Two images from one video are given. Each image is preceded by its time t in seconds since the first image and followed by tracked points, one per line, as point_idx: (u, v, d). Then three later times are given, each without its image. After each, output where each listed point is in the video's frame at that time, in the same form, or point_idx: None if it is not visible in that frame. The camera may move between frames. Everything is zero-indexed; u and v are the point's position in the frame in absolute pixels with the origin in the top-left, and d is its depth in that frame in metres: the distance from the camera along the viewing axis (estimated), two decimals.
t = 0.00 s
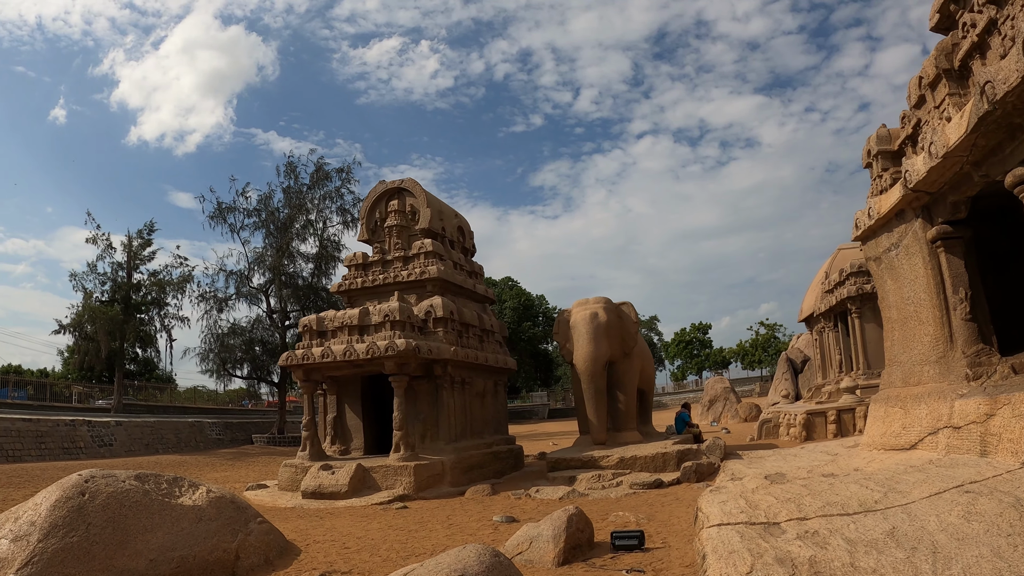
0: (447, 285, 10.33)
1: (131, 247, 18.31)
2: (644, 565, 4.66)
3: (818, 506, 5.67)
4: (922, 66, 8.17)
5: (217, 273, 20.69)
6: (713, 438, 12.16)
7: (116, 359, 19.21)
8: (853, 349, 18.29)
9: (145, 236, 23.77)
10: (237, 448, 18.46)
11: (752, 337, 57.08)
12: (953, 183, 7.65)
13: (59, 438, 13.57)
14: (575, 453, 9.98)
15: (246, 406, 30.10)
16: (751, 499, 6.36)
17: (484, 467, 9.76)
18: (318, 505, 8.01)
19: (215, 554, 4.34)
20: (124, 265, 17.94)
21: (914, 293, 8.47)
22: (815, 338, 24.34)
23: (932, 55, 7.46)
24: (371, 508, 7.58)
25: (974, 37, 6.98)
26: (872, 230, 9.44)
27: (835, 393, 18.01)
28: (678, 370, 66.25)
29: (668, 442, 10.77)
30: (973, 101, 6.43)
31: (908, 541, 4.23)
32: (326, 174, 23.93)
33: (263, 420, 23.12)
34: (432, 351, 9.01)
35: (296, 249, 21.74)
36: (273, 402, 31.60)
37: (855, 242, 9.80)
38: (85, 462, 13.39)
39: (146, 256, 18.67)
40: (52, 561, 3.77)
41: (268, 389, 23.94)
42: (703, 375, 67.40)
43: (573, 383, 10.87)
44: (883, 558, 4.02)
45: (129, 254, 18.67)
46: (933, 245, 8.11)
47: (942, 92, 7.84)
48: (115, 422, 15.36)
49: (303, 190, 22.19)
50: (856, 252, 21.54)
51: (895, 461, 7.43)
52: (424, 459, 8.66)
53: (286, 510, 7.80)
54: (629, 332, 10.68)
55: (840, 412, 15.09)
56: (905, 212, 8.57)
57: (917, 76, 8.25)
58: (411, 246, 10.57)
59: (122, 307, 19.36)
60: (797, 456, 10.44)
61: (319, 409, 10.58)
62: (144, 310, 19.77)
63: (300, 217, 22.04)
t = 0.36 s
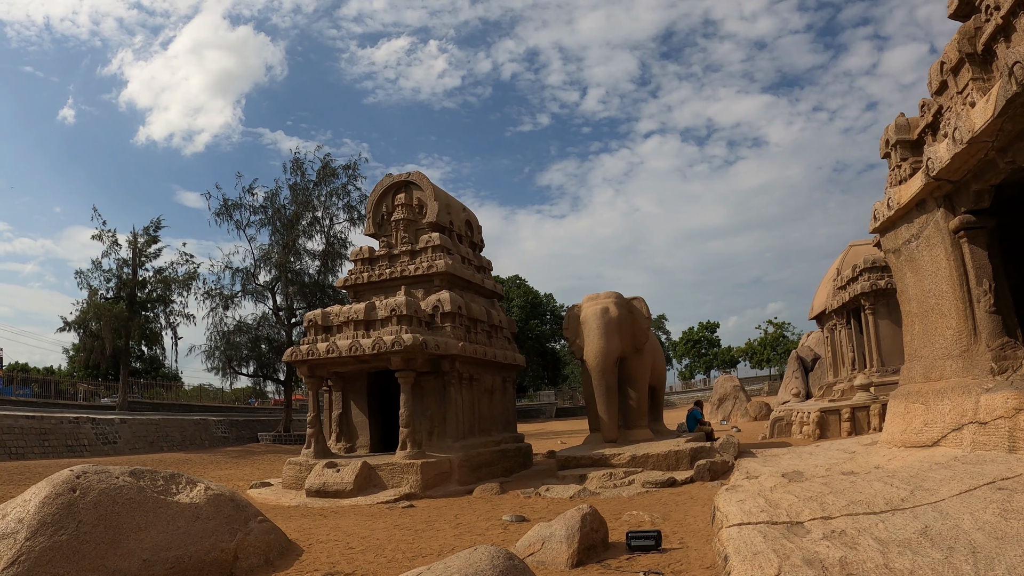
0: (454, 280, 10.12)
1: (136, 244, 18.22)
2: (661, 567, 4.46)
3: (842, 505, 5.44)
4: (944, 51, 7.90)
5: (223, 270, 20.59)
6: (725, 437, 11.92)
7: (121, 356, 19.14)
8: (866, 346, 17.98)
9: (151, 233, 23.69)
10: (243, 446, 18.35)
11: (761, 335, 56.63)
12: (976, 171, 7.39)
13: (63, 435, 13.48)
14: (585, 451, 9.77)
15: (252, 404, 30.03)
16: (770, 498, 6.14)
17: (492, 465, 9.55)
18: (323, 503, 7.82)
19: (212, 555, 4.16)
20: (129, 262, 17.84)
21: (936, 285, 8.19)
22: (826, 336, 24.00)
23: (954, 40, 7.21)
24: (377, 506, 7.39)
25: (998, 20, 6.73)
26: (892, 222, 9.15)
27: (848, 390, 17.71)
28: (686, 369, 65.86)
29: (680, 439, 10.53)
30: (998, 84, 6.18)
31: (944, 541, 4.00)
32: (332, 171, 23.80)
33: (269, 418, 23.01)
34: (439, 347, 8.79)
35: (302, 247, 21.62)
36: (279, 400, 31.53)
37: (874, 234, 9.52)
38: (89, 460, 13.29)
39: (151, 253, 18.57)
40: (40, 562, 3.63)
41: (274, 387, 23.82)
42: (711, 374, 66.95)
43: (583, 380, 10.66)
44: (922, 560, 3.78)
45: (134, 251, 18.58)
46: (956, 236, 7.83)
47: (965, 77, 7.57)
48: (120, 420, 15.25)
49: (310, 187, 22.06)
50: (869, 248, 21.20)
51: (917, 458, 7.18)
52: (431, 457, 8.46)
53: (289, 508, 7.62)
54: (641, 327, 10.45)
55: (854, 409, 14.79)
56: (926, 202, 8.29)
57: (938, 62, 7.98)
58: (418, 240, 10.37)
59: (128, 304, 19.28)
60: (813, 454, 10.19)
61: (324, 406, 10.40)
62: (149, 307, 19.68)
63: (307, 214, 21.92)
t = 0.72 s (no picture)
0: (461, 275, 9.89)
1: (140, 241, 18.10)
2: (680, 572, 4.24)
3: (868, 506, 5.20)
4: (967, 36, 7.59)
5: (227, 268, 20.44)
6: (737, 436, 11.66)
7: (125, 355, 19.04)
8: (879, 344, 17.65)
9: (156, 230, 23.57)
10: (247, 446, 18.21)
11: (768, 334, 56.15)
12: (1001, 159, 7.09)
13: (65, 434, 13.36)
14: (594, 450, 9.54)
15: (257, 403, 29.91)
16: (791, 499, 5.90)
17: (499, 465, 9.33)
18: (325, 504, 7.61)
19: (205, 560, 3.98)
20: (132, 259, 17.73)
21: (959, 279, 7.90)
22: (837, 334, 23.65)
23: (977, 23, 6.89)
24: (381, 507, 7.17)
25: None
26: (912, 213, 8.84)
27: (861, 389, 17.38)
28: (692, 368, 65.42)
29: (692, 439, 10.28)
30: None
31: (985, 545, 3.76)
32: (337, 168, 23.62)
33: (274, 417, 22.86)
34: (446, 344, 8.56)
35: (307, 244, 21.44)
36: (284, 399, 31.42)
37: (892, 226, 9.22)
38: (90, 459, 13.17)
39: (155, 251, 18.45)
40: (20, 567, 3.50)
41: (279, 386, 23.68)
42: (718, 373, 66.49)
43: (593, 378, 10.42)
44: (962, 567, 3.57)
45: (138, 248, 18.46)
46: (980, 227, 7.53)
47: (989, 62, 7.25)
48: (122, 419, 15.12)
49: (315, 184, 21.89)
50: (881, 245, 20.84)
51: (941, 458, 6.92)
52: (437, 456, 8.24)
53: (291, 509, 7.41)
54: (652, 324, 10.20)
55: (868, 408, 14.50)
56: (949, 193, 7.99)
57: (961, 48, 7.65)
58: (423, 235, 10.14)
59: (131, 302, 19.18)
60: (829, 454, 9.93)
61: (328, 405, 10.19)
62: (153, 305, 19.56)
63: (311, 212, 21.75)
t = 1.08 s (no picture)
0: (469, 268, 9.66)
1: (143, 237, 17.93)
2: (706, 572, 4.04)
3: (900, 502, 4.97)
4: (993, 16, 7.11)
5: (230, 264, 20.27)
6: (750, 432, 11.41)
7: (127, 351, 18.91)
8: (892, 339, 17.35)
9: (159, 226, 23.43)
10: (250, 443, 18.05)
11: (775, 332, 55.76)
12: None
13: (66, 431, 13.24)
14: (605, 447, 9.30)
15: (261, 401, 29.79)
16: (816, 496, 5.67)
17: (507, 462, 9.10)
18: (330, 501, 7.40)
19: (200, 561, 3.77)
20: (135, 255, 17.56)
21: (984, 268, 7.43)
22: (846, 330, 23.34)
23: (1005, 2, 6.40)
24: (387, 505, 6.96)
25: None
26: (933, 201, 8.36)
27: (873, 385, 17.07)
28: (698, 367, 65.08)
29: (705, 435, 10.04)
30: None
31: None
32: (342, 164, 23.41)
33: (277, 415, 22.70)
34: (453, 337, 8.33)
35: (311, 240, 21.26)
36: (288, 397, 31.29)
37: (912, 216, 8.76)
38: (91, 456, 13.04)
39: (158, 246, 18.29)
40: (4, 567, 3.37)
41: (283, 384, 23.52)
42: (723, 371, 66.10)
43: (603, 373, 10.20)
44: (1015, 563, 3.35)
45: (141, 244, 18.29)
46: (1006, 215, 7.05)
47: (1016, 43, 6.79)
48: (124, 415, 14.96)
49: (319, 179, 21.69)
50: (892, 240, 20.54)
51: (969, 452, 6.67)
52: (445, 453, 8.01)
53: (295, 507, 7.20)
54: (664, 317, 9.95)
55: (882, 404, 14.24)
56: (972, 180, 7.52)
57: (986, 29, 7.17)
58: (430, 227, 9.91)
59: (134, 298, 19.04)
60: (847, 450, 9.67)
61: (332, 400, 9.97)
62: (156, 302, 19.41)
63: (315, 208, 21.57)
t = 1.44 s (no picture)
0: (477, 263, 9.41)
1: (145, 234, 17.75)
2: None
3: (936, 502, 4.75)
4: None
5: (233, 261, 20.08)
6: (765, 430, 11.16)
7: (130, 349, 18.76)
8: (905, 336, 17.02)
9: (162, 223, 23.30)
10: (254, 442, 17.89)
11: (780, 330, 55.36)
12: None
13: (67, 430, 13.11)
14: (618, 445, 9.07)
15: (264, 399, 29.66)
16: (847, 499, 5.43)
17: (517, 462, 8.86)
18: (336, 502, 7.19)
19: (200, 569, 3.57)
20: (137, 252, 17.38)
21: (1013, 262, 6.81)
22: (856, 327, 23.02)
23: None
24: (395, 506, 6.74)
25: None
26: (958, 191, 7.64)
27: (887, 382, 16.76)
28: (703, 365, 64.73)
29: (719, 434, 9.80)
30: None
31: None
32: (346, 160, 23.18)
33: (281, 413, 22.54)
34: (463, 333, 8.09)
35: (315, 237, 21.06)
36: (291, 395, 31.18)
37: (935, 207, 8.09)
38: (92, 455, 12.88)
39: (160, 243, 18.10)
40: None
41: (287, 382, 23.35)
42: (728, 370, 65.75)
43: (615, 370, 9.97)
44: None
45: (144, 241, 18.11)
46: None
47: None
48: (126, 414, 14.81)
49: (323, 176, 21.47)
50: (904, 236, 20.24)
51: (1000, 449, 6.43)
52: (454, 452, 7.78)
53: (300, 508, 6.99)
54: (678, 313, 9.71)
55: (897, 402, 13.95)
56: (999, 171, 6.84)
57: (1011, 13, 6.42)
58: (438, 221, 9.68)
59: (136, 296, 18.88)
60: (866, 449, 9.43)
61: (337, 399, 9.75)
62: (159, 300, 19.24)
63: (320, 205, 21.35)
